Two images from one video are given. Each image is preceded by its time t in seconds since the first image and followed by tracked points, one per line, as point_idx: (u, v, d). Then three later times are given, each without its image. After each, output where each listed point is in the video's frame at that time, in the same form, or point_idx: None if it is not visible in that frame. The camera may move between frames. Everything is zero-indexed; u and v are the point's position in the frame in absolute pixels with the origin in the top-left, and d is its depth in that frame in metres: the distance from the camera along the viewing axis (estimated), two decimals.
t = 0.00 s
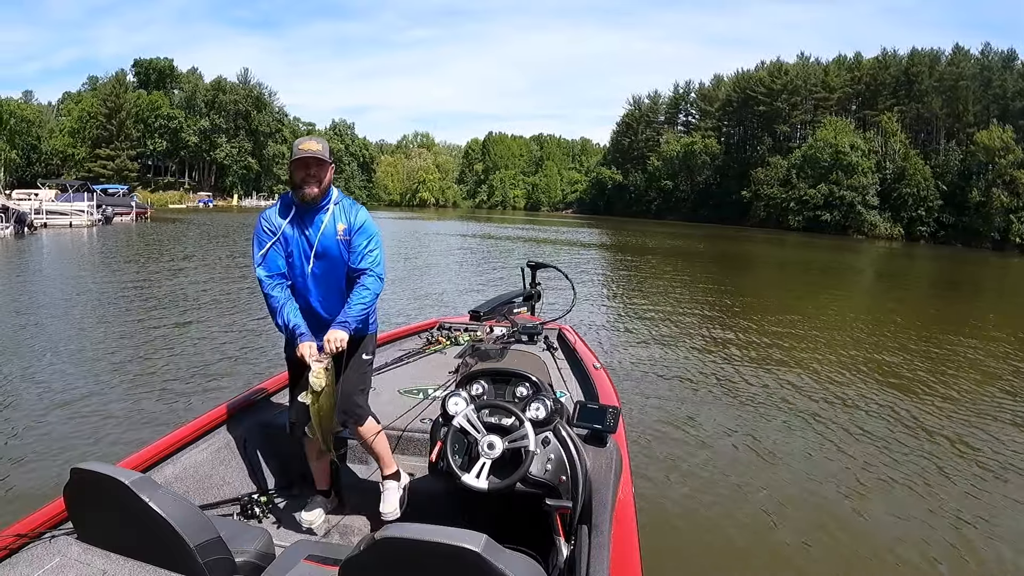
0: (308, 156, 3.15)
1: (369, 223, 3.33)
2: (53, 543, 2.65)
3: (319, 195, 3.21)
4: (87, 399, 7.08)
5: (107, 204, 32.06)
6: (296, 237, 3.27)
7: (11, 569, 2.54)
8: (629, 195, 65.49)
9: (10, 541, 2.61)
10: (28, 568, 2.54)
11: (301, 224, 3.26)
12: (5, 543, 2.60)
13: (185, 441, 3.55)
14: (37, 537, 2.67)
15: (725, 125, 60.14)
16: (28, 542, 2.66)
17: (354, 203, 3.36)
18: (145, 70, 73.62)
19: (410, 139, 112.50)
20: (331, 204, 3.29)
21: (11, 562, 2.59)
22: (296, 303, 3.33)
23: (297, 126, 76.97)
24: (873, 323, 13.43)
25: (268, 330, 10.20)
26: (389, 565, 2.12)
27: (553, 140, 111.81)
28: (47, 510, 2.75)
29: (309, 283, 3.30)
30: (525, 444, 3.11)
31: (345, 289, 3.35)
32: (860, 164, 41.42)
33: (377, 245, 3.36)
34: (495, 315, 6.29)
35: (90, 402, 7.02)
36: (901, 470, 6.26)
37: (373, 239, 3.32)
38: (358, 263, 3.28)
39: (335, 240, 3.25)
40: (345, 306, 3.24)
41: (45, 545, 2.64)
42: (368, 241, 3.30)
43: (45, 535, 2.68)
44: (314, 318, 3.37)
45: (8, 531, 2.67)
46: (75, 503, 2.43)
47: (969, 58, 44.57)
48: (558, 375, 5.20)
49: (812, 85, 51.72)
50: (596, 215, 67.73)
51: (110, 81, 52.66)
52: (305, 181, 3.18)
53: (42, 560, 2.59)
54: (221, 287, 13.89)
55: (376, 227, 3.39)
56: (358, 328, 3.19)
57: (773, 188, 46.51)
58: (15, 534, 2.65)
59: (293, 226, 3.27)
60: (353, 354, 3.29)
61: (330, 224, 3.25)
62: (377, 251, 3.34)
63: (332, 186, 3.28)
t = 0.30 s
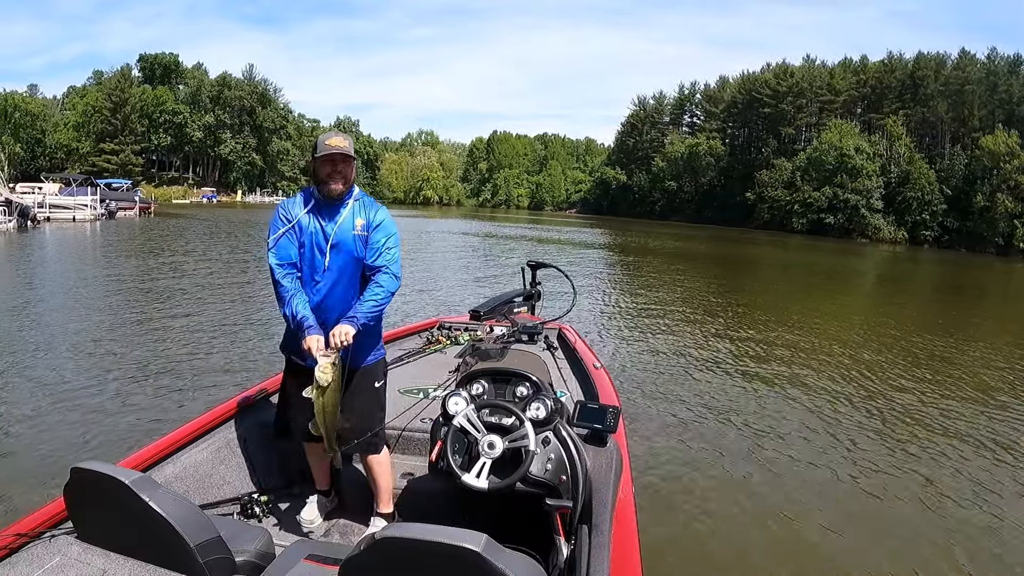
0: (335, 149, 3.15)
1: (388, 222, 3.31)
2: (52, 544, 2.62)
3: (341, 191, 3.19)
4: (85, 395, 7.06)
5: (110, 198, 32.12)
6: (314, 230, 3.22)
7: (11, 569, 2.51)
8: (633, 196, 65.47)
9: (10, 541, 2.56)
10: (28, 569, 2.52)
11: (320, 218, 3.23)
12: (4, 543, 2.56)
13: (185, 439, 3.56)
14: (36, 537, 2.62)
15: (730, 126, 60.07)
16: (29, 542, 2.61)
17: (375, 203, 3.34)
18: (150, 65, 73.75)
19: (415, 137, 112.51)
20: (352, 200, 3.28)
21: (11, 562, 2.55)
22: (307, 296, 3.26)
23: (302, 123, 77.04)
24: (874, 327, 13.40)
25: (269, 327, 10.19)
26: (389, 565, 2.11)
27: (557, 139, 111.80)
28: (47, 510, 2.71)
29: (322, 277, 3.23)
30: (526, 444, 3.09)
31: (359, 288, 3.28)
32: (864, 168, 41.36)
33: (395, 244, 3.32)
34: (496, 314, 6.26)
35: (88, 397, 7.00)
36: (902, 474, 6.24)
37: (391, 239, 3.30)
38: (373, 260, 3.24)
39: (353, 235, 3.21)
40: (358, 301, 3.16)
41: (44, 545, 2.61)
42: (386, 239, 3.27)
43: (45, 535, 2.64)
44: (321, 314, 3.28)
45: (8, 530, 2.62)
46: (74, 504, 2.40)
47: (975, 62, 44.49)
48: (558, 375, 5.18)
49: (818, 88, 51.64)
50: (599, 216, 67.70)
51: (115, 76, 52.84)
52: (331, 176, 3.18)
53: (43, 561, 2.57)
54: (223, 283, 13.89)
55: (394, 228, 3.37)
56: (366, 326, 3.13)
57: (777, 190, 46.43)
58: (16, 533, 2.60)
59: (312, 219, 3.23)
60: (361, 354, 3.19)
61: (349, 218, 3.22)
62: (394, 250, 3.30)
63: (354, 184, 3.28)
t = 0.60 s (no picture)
0: (333, 152, 3.17)
1: (391, 219, 3.20)
2: (52, 544, 2.66)
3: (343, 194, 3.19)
4: (89, 405, 7.14)
5: (114, 210, 32.26)
6: (318, 236, 3.26)
7: (12, 570, 2.54)
8: (637, 195, 65.43)
9: (11, 543, 2.65)
10: (28, 569, 2.54)
11: (323, 221, 3.26)
12: (6, 544, 2.64)
13: (187, 441, 3.59)
14: (36, 539, 2.70)
15: (732, 123, 60.01)
16: (29, 544, 2.68)
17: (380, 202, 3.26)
18: (152, 77, 74.06)
19: (417, 142, 112.72)
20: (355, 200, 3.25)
21: (12, 563, 2.61)
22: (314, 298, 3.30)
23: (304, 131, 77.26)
24: (877, 320, 13.42)
25: (273, 335, 10.25)
26: (389, 567, 2.12)
27: (560, 141, 111.81)
28: (48, 512, 2.80)
29: (327, 279, 3.24)
30: (526, 444, 3.12)
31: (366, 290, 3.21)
32: (868, 161, 41.27)
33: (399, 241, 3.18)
34: (496, 315, 6.30)
35: (92, 408, 7.08)
36: (905, 468, 6.25)
37: (394, 237, 3.17)
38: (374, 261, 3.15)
39: (354, 234, 3.18)
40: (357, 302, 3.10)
41: (43, 545, 2.67)
42: (386, 238, 3.17)
43: (45, 536, 2.71)
44: (327, 316, 3.28)
45: (10, 534, 2.69)
46: (76, 506, 2.45)
47: (976, 53, 44.39)
48: (559, 376, 5.20)
49: (819, 83, 51.60)
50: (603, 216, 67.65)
51: (117, 88, 53.06)
52: (329, 178, 3.18)
53: (43, 563, 2.54)
54: (227, 292, 13.95)
55: (401, 226, 3.25)
56: (362, 334, 3.02)
57: (781, 186, 46.29)
58: (17, 535, 2.69)
59: (317, 224, 3.26)
60: (361, 357, 3.13)
61: (349, 219, 3.21)
62: (397, 251, 3.17)
63: (356, 184, 3.25)
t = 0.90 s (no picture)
0: (308, 159, 3.27)
1: (352, 213, 3.06)
2: (51, 547, 2.65)
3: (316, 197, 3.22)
4: (96, 422, 7.23)
5: (118, 229, 32.46)
6: (302, 238, 3.31)
7: (13, 570, 2.58)
8: (639, 195, 65.42)
9: (11, 544, 2.72)
10: (27, 570, 2.54)
11: (306, 223, 3.30)
12: (6, 546, 2.70)
13: (189, 441, 3.64)
14: (37, 540, 2.77)
15: (732, 119, 59.99)
16: (29, 545, 2.75)
17: (350, 197, 3.15)
18: (151, 95, 74.53)
19: (418, 151, 113.05)
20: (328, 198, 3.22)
21: (13, 563, 2.68)
22: (304, 297, 3.35)
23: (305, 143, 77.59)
24: (881, 310, 13.43)
25: (277, 348, 10.33)
26: (389, 566, 2.16)
27: (560, 144, 111.91)
28: (48, 514, 2.86)
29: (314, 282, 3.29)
30: (526, 444, 3.15)
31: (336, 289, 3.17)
32: (869, 152, 41.23)
33: (357, 235, 3.02)
34: (495, 315, 6.33)
35: (99, 425, 7.16)
36: (909, 457, 6.27)
37: (353, 231, 3.03)
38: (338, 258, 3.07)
39: (327, 235, 3.17)
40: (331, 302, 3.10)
41: (43, 546, 2.73)
42: (347, 232, 3.04)
43: (45, 537, 2.78)
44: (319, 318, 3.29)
45: (12, 533, 2.76)
46: (76, 508, 2.51)
47: (973, 39, 44.32)
48: (559, 375, 5.25)
49: (817, 75, 51.59)
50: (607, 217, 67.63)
51: (117, 108, 53.40)
52: (307, 186, 3.29)
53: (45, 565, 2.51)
54: (231, 307, 14.05)
55: (366, 217, 3.07)
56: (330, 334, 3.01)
57: (784, 180, 46.15)
58: (18, 536, 2.76)
59: (300, 227, 3.32)
60: (337, 356, 3.13)
61: (323, 218, 3.20)
62: (358, 244, 3.01)
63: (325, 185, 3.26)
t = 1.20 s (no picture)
0: (307, 161, 3.30)
1: (339, 213, 3.04)
2: (52, 544, 2.67)
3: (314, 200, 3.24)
4: (92, 417, 7.23)
5: (119, 224, 32.46)
6: (298, 239, 3.33)
7: (12, 570, 2.58)
8: (642, 196, 65.36)
9: (10, 542, 2.71)
10: (28, 568, 2.56)
11: (304, 223, 3.32)
12: (4, 544, 2.69)
13: (187, 439, 3.64)
14: (37, 538, 2.76)
15: (736, 121, 59.90)
16: (28, 543, 2.75)
17: (342, 196, 3.14)
18: (154, 89, 74.52)
19: (421, 149, 113.05)
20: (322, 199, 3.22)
21: (11, 562, 2.67)
22: (301, 295, 3.35)
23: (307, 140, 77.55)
24: (883, 313, 13.40)
25: (275, 344, 10.33)
26: (389, 567, 2.15)
27: (563, 143, 111.74)
28: (47, 511, 2.85)
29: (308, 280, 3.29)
30: (526, 444, 3.14)
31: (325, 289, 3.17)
32: (873, 156, 41.18)
33: (341, 234, 3.00)
34: (495, 314, 6.32)
35: (96, 419, 7.17)
36: (909, 459, 6.27)
37: (340, 230, 3.01)
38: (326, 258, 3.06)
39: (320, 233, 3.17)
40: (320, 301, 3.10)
41: (42, 545, 2.73)
42: (333, 232, 3.03)
43: (45, 535, 2.77)
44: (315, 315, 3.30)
45: (9, 532, 2.77)
46: (75, 506, 2.49)
47: (978, 43, 44.22)
48: (558, 375, 5.24)
49: (821, 78, 51.48)
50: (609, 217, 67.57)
51: (121, 102, 53.39)
52: (308, 185, 3.31)
53: (41, 561, 2.60)
54: (230, 303, 14.03)
55: (355, 216, 3.05)
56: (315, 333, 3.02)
57: (787, 182, 46.03)
58: (17, 535, 2.75)
59: (297, 228, 3.34)
60: (328, 355, 3.14)
61: (318, 218, 3.21)
62: (342, 244, 2.99)
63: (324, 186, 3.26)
